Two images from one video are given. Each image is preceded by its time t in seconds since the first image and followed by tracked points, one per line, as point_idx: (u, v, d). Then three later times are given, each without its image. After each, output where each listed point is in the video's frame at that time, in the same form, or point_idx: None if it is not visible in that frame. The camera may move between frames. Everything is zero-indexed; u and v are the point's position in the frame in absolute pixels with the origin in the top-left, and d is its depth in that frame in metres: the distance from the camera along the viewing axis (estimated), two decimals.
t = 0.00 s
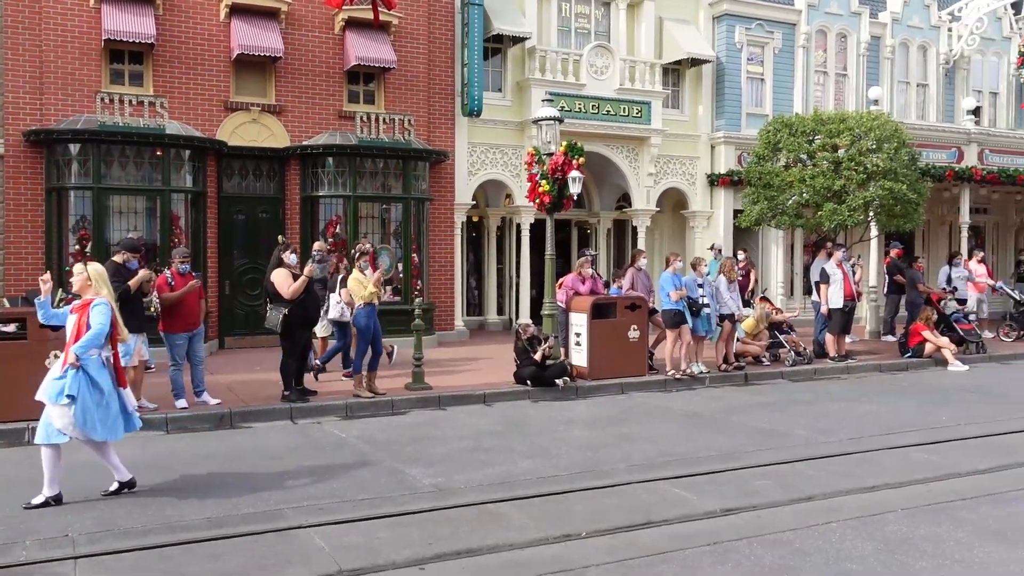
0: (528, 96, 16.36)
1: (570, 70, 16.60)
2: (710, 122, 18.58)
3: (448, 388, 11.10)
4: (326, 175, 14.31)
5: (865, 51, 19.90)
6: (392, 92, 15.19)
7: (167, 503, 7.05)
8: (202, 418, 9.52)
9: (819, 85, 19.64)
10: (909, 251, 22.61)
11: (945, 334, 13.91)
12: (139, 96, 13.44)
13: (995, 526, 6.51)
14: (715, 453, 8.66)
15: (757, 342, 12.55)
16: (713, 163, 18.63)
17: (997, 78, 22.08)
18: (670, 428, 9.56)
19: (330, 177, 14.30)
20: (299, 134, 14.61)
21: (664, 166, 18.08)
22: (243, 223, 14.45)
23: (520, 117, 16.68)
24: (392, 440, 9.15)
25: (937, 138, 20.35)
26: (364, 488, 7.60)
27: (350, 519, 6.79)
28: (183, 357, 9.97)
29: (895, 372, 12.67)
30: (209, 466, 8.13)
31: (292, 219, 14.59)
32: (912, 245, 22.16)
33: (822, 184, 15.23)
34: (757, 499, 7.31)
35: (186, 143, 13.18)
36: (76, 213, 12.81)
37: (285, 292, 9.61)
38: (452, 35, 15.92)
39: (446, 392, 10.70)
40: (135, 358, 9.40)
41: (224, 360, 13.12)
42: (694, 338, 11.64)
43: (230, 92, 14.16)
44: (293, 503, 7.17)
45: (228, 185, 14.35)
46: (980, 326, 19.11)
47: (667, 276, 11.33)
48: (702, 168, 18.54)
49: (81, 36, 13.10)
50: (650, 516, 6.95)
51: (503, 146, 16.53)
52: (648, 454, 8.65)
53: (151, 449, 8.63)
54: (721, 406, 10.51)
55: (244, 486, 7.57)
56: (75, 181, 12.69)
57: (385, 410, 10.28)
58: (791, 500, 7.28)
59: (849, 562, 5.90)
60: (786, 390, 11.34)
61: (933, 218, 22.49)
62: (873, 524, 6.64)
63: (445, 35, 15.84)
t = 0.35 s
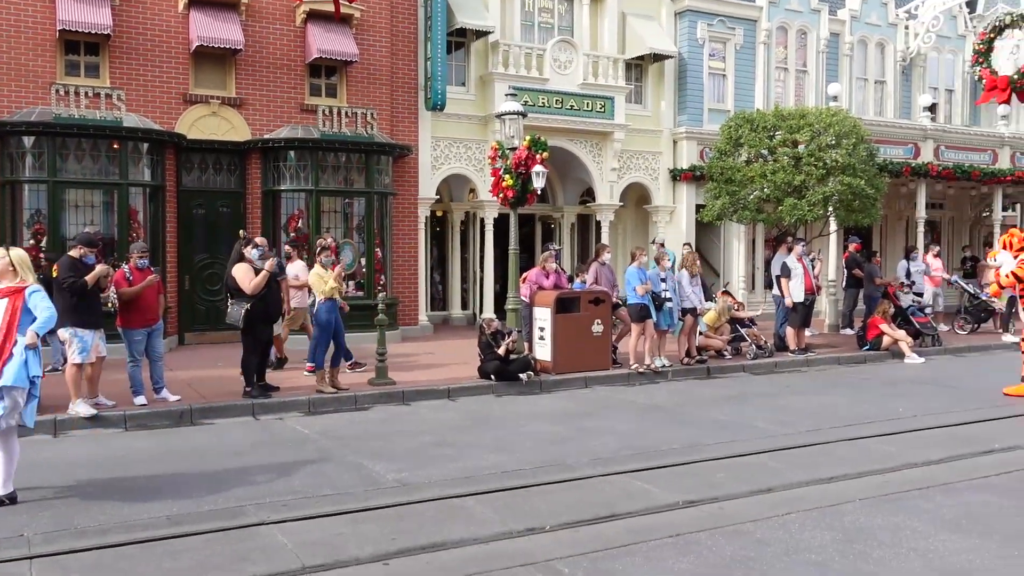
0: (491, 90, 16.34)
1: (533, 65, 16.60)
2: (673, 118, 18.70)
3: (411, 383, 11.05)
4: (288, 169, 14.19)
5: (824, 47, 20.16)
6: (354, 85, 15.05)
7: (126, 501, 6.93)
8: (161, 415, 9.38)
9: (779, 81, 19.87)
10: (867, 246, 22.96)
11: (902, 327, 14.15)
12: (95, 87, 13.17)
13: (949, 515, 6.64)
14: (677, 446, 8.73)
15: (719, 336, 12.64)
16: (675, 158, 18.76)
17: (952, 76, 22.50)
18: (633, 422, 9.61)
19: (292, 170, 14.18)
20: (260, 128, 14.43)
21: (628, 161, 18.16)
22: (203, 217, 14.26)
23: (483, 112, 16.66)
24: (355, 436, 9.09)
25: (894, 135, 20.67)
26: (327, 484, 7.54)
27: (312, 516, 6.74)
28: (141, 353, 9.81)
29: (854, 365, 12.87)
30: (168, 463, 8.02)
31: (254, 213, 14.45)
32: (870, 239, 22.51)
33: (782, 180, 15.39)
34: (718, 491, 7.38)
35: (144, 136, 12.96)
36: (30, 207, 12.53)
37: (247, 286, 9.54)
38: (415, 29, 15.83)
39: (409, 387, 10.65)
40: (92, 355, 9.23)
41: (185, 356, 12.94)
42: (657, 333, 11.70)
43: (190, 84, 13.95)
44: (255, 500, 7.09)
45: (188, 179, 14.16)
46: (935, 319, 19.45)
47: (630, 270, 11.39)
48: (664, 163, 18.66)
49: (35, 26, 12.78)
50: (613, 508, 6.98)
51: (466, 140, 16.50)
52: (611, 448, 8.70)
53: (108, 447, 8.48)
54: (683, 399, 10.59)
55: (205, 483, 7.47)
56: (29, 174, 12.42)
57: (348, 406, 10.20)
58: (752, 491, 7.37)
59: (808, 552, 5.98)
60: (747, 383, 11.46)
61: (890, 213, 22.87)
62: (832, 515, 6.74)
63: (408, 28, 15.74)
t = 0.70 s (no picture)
0: (453, 86, 16.30)
1: (495, 61, 16.60)
2: (634, 115, 18.81)
3: (373, 380, 10.99)
4: (247, 164, 14.02)
5: (782, 47, 20.42)
6: (314, 80, 14.91)
7: (81, 502, 6.81)
8: (118, 415, 9.23)
9: (739, 80, 20.08)
10: (824, 243, 23.30)
11: (858, 322, 14.40)
12: (48, 81, 12.85)
13: (904, 507, 6.78)
14: (638, 441, 8.80)
15: (681, 333, 12.73)
16: (636, 155, 18.87)
17: (907, 76, 22.92)
18: (594, 418, 9.66)
19: (251, 166, 14.01)
20: (218, 123, 14.24)
21: (589, 158, 18.24)
22: (161, 214, 14.05)
23: (445, 108, 16.61)
24: (316, 434, 9.03)
25: (850, 133, 20.99)
26: (288, 483, 7.49)
27: (273, 515, 6.68)
28: (97, 351, 9.63)
29: (812, 360, 13.06)
30: (125, 463, 7.90)
31: (212, 209, 14.28)
32: (827, 236, 22.85)
33: (741, 177, 15.58)
34: (679, 485, 7.45)
35: (99, 130, 12.72)
36: None
37: (205, 284, 9.40)
38: (376, 24, 15.72)
39: (370, 385, 10.59)
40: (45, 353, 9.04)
41: (142, 355, 12.73)
42: (618, 329, 11.76)
43: (146, 78, 13.71)
44: (215, 499, 7.01)
45: (144, 175, 13.93)
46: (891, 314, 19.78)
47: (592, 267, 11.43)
48: (626, 160, 18.76)
49: None
50: (575, 504, 7.02)
51: (428, 136, 16.44)
52: (573, 444, 8.73)
53: (63, 448, 8.32)
54: (644, 395, 10.67)
55: (164, 483, 7.38)
56: None
57: (309, 404, 10.12)
58: (712, 486, 7.45)
59: (766, 544, 6.07)
60: (707, 379, 11.57)
61: (847, 210, 23.24)
62: (790, 508, 6.84)
63: (368, 24, 15.64)
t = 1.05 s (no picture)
0: (419, 82, 16.24)
1: (462, 58, 16.56)
2: (600, 113, 18.87)
3: (340, 377, 10.93)
4: (210, 159, 13.81)
5: (747, 45, 20.61)
6: (279, 75, 14.77)
7: (40, 502, 6.69)
8: (78, 413, 9.07)
9: (705, 78, 20.23)
10: (788, 240, 23.57)
11: (821, 318, 14.59)
12: (5, 73, 12.61)
13: (865, 499, 6.88)
14: (604, 437, 8.83)
15: (647, 329, 12.83)
16: (603, 153, 18.94)
17: (869, 75, 23.25)
18: (561, 413, 9.68)
19: (214, 161, 13.81)
20: (181, 117, 14.06)
21: (557, 155, 18.27)
22: (122, 209, 13.82)
23: (412, 104, 16.54)
24: (281, 431, 8.94)
25: (814, 132, 21.24)
26: (252, 481, 7.41)
27: (237, 513, 6.61)
28: (56, 349, 9.46)
29: (776, 356, 13.21)
30: (85, 463, 7.77)
31: (175, 205, 14.07)
32: (791, 233, 23.13)
33: (707, 175, 15.71)
34: (645, 480, 7.49)
35: (57, 124, 12.48)
36: None
37: (166, 280, 9.30)
38: (341, 18, 15.60)
39: (336, 382, 10.52)
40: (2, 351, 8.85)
41: (103, 352, 12.55)
42: (585, 326, 11.78)
43: (107, 71, 13.49)
44: (178, 498, 6.93)
45: (105, 170, 13.67)
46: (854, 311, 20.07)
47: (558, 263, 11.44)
48: (593, 157, 18.83)
49: None
50: (542, 500, 7.02)
51: (395, 132, 16.35)
52: (540, 440, 8.74)
53: (21, 447, 8.15)
54: (611, 391, 10.72)
55: (125, 482, 7.26)
56: None
57: (274, 401, 10.03)
58: (677, 480, 7.50)
59: (730, 538, 6.13)
60: (673, 374, 11.65)
61: (810, 208, 23.55)
62: (754, 502, 6.91)
63: (334, 18, 15.53)
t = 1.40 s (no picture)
0: (389, 77, 16.16)
1: (432, 53, 16.48)
2: (571, 108, 18.89)
3: (310, 375, 10.85)
4: (177, 156, 13.69)
5: (716, 41, 20.72)
6: (246, 70, 14.63)
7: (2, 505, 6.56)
8: (42, 414, 8.91)
9: (674, 73, 20.31)
10: (758, 234, 23.76)
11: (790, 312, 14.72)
12: None
13: (832, 490, 6.94)
14: (575, 432, 8.83)
15: (618, 324, 12.90)
16: (574, 148, 18.97)
17: (836, 71, 23.48)
18: (532, 409, 9.68)
19: (181, 157, 13.68)
20: (147, 113, 13.87)
21: (528, 150, 18.26)
22: (88, 207, 13.60)
23: (381, 99, 16.44)
24: (250, 430, 8.86)
25: (782, 127, 21.40)
26: (220, 480, 7.33)
27: (204, 513, 6.54)
28: (19, 349, 9.29)
29: (745, 350, 13.30)
30: (48, 464, 7.63)
31: (141, 203, 13.90)
32: (761, 227, 23.31)
33: (676, 170, 15.80)
34: (615, 475, 7.51)
35: (20, 120, 12.28)
36: None
37: (130, 278, 9.18)
38: (309, 13, 15.48)
39: (306, 380, 10.45)
40: None
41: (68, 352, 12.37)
42: (556, 321, 11.76)
43: (70, 66, 13.27)
44: (144, 499, 6.83)
45: (69, 166, 13.46)
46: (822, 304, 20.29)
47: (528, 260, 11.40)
48: (563, 153, 18.85)
49: None
50: (512, 496, 7.01)
51: (364, 127, 16.26)
52: (511, 436, 8.73)
53: None
54: (582, 385, 10.74)
55: (89, 483, 7.15)
56: None
57: (243, 399, 9.93)
58: (648, 474, 7.52)
59: (699, 531, 6.15)
60: (644, 369, 11.69)
61: (779, 202, 23.76)
62: (723, 495, 6.94)
63: (302, 13, 15.40)
